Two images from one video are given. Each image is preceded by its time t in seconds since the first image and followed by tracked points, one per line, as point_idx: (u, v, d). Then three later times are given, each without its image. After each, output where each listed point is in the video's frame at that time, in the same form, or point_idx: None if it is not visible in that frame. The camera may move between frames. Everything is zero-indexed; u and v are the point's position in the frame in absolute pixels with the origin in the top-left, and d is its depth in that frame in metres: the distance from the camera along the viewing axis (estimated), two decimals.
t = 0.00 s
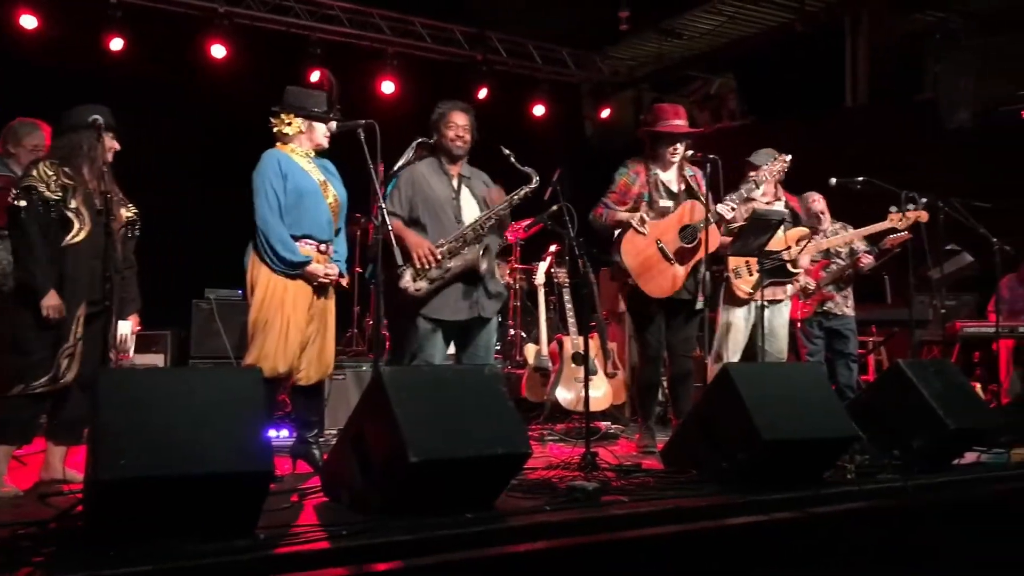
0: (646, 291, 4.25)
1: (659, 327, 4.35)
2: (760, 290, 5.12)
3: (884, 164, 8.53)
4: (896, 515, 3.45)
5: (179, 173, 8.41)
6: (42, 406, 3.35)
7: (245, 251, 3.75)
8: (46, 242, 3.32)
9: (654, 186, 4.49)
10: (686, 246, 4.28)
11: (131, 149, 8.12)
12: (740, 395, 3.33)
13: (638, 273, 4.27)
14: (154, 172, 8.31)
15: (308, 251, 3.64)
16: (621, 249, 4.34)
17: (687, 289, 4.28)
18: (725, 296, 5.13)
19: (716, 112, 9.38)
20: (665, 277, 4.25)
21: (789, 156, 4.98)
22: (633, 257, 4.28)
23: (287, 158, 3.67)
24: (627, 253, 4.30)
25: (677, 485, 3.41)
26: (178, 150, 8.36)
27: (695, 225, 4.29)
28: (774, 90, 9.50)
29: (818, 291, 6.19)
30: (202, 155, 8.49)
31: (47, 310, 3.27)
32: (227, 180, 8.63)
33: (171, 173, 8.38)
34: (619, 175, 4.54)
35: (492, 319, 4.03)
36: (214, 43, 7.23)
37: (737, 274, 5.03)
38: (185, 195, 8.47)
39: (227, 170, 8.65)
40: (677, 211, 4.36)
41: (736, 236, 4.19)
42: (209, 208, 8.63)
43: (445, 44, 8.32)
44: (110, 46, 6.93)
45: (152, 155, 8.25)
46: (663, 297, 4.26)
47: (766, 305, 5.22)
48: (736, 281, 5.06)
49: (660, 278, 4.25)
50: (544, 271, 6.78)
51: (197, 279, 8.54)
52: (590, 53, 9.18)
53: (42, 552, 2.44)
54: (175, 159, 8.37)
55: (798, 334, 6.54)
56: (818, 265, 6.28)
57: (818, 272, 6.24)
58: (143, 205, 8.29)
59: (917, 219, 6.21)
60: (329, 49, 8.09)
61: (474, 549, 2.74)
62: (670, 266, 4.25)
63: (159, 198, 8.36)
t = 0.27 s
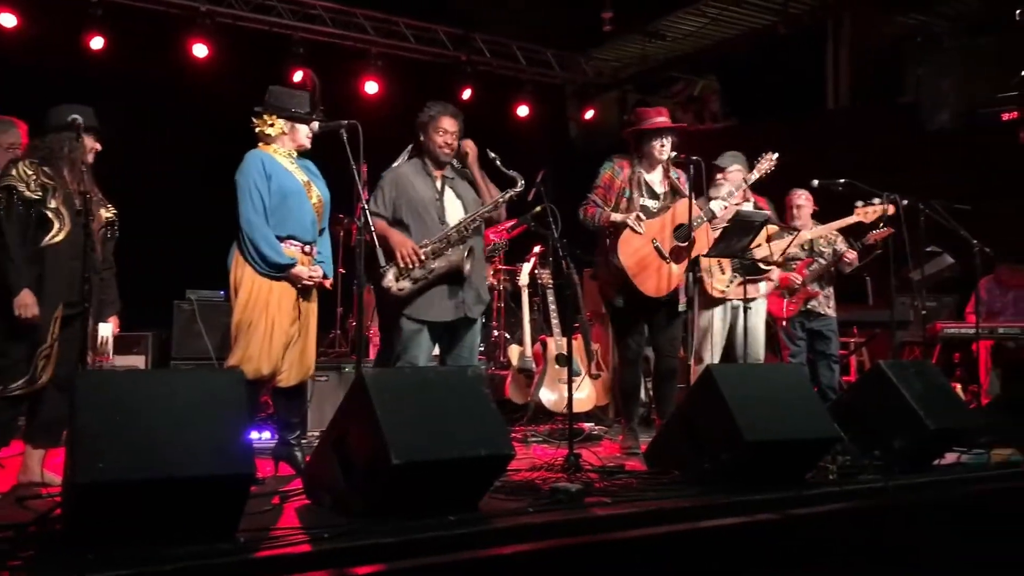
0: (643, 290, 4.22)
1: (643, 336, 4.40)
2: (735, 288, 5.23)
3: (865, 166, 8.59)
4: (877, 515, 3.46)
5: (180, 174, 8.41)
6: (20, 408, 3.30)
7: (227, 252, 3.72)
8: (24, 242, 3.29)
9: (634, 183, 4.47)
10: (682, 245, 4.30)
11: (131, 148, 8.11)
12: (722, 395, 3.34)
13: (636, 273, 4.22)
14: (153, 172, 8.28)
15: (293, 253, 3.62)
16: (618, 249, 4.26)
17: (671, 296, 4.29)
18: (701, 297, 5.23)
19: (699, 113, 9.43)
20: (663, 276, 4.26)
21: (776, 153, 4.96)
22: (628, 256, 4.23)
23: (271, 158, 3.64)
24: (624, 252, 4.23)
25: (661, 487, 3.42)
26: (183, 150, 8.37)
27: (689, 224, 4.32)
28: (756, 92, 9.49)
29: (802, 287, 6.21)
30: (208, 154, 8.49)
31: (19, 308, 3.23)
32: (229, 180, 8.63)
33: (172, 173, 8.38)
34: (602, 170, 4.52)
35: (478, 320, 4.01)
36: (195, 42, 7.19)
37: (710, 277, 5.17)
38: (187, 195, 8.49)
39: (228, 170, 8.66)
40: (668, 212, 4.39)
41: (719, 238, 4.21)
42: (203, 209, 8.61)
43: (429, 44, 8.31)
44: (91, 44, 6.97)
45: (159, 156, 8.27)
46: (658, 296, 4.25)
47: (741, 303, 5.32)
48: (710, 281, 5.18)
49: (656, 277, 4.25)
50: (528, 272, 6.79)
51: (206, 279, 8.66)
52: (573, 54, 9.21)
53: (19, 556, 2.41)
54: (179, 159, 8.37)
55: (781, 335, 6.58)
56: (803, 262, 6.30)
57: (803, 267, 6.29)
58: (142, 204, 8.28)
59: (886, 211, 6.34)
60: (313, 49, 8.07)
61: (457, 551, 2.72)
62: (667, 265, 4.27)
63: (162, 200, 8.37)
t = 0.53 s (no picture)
0: (626, 292, 4.24)
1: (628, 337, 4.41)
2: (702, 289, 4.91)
3: (847, 168, 8.68)
4: (859, 515, 3.49)
5: (181, 175, 8.44)
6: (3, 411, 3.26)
7: (212, 253, 3.70)
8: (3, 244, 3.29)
9: (624, 187, 4.49)
10: (665, 249, 4.34)
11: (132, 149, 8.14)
12: (706, 395, 3.35)
13: (619, 273, 4.25)
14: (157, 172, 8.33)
15: (278, 254, 3.61)
16: (603, 249, 4.28)
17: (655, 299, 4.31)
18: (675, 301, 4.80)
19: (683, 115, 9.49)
20: (646, 278, 4.27)
21: (767, 168, 5.01)
22: (614, 257, 4.25)
23: (256, 159, 3.63)
24: (609, 252, 4.25)
25: (645, 488, 3.43)
26: (178, 150, 8.37)
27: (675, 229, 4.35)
28: (738, 95, 9.59)
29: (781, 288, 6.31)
30: (204, 154, 8.49)
31: None
32: (217, 180, 8.60)
33: (172, 173, 8.40)
34: (591, 176, 4.58)
35: (463, 322, 4.01)
36: (178, 42, 7.15)
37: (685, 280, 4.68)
38: (187, 195, 8.51)
39: (217, 171, 8.64)
40: (656, 216, 4.40)
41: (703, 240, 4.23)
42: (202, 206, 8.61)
43: (414, 45, 8.32)
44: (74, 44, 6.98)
45: (154, 156, 8.28)
46: (639, 299, 4.27)
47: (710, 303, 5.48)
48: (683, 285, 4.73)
49: (641, 280, 4.26)
50: (513, 273, 6.82)
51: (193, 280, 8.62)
52: (558, 56, 9.25)
53: None
54: (170, 160, 8.36)
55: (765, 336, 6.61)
56: (786, 263, 6.41)
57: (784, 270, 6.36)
58: (143, 204, 8.32)
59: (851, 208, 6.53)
60: (298, 50, 8.06)
61: (441, 553, 2.72)
62: (651, 269, 4.28)
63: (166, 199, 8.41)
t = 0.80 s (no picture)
0: (615, 294, 4.24)
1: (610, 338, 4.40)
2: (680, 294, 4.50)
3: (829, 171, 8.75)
4: (841, 517, 3.52)
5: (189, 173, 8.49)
6: None
7: (193, 256, 3.68)
8: None
9: (609, 190, 4.50)
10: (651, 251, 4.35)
11: (134, 149, 8.19)
12: (689, 398, 3.36)
13: (607, 276, 4.26)
14: (160, 171, 8.37)
15: (260, 257, 3.59)
16: (591, 252, 4.31)
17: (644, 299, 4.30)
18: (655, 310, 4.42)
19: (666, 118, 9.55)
20: (634, 281, 4.27)
21: (748, 165, 5.02)
22: (600, 260, 4.27)
23: (236, 161, 3.61)
24: (596, 254, 4.28)
25: (629, 490, 3.44)
26: (161, 151, 8.32)
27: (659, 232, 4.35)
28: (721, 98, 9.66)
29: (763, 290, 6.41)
30: (186, 155, 8.44)
31: None
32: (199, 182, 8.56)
33: (172, 173, 8.43)
34: (576, 182, 4.61)
35: (447, 325, 4.02)
36: (160, 42, 7.11)
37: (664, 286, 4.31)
38: (169, 197, 8.45)
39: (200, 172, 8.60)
40: (641, 217, 4.39)
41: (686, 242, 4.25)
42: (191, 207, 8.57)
43: (398, 47, 8.33)
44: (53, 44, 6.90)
45: (136, 157, 8.22)
46: (628, 301, 4.27)
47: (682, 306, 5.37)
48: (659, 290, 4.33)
49: (628, 281, 4.26)
50: (497, 275, 6.83)
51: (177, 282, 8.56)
52: (542, 58, 9.29)
53: None
54: (152, 161, 8.31)
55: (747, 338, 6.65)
56: (768, 265, 6.59)
57: (766, 273, 6.53)
58: (144, 204, 8.34)
59: (820, 215, 6.73)
60: (281, 51, 8.05)
61: (426, 557, 2.72)
62: (638, 271, 4.28)
63: (171, 200, 8.45)
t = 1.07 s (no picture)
0: (599, 297, 4.26)
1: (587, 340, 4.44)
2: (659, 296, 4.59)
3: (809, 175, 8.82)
4: (820, 519, 3.54)
5: (179, 173, 8.47)
6: None
7: (172, 259, 3.65)
8: None
9: (589, 191, 4.53)
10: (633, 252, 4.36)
11: (138, 149, 8.23)
12: (669, 401, 3.37)
13: (590, 278, 4.26)
14: (166, 171, 8.41)
15: (239, 260, 3.57)
16: (575, 253, 4.31)
17: (624, 302, 4.33)
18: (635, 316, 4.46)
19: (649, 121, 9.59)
20: (618, 282, 4.29)
21: (721, 172, 5.07)
22: (585, 261, 4.27)
23: (215, 164, 3.59)
24: (581, 256, 4.27)
25: (609, 493, 3.44)
26: (141, 152, 8.26)
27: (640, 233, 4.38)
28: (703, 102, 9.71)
29: (744, 291, 6.46)
30: (167, 157, 8.38)
31: None
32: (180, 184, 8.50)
33: (153, 174, 8.36)
34: (555, 182, 4.61)
35: (429, 327, 4.02)
36: (141, 43, 7.11)
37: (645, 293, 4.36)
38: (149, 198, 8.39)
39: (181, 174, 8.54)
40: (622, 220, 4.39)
41: (668, 245, 4.26)
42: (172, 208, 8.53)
43: (381, 49, 8.33)
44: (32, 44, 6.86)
45: (116, 158, 8.16)
46: (610, 303, 4.30)
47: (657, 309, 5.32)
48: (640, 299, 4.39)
49: (611, 283, 4.28)
50: (479, 278, 6.83)
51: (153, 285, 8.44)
52: (525, 61, 9.30)
53: None
54: (132, 162, 8.24)
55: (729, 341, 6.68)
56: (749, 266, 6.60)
57: (747, 274, 6.54)
58: (138, 205, 8.34)
59: (796, 223, 6.79)
60: (263, 53, 8.02)
61: (406, 560, 2.71)
62: (621, 272, 4.30)
63: (163, 200, 8.44)
